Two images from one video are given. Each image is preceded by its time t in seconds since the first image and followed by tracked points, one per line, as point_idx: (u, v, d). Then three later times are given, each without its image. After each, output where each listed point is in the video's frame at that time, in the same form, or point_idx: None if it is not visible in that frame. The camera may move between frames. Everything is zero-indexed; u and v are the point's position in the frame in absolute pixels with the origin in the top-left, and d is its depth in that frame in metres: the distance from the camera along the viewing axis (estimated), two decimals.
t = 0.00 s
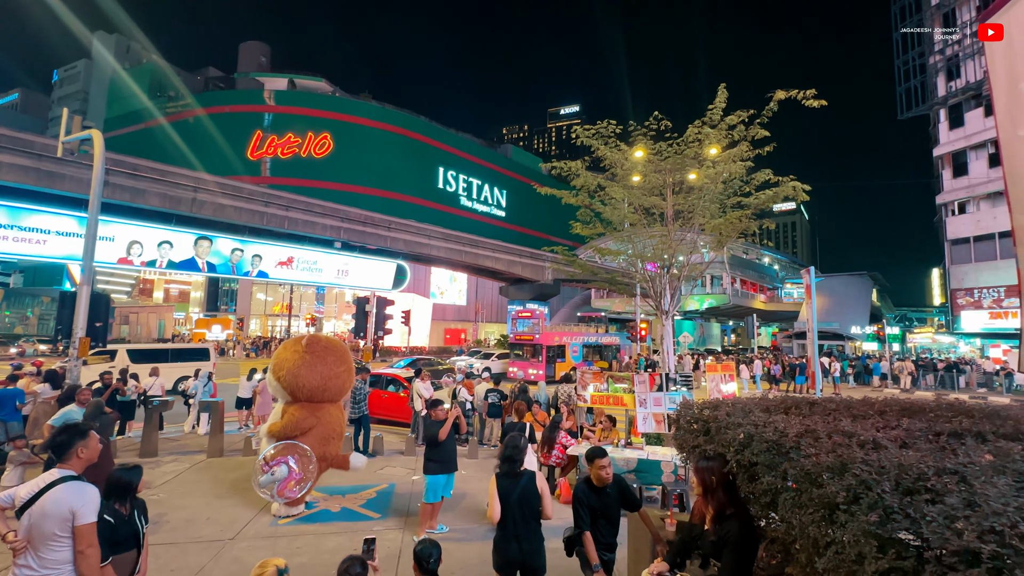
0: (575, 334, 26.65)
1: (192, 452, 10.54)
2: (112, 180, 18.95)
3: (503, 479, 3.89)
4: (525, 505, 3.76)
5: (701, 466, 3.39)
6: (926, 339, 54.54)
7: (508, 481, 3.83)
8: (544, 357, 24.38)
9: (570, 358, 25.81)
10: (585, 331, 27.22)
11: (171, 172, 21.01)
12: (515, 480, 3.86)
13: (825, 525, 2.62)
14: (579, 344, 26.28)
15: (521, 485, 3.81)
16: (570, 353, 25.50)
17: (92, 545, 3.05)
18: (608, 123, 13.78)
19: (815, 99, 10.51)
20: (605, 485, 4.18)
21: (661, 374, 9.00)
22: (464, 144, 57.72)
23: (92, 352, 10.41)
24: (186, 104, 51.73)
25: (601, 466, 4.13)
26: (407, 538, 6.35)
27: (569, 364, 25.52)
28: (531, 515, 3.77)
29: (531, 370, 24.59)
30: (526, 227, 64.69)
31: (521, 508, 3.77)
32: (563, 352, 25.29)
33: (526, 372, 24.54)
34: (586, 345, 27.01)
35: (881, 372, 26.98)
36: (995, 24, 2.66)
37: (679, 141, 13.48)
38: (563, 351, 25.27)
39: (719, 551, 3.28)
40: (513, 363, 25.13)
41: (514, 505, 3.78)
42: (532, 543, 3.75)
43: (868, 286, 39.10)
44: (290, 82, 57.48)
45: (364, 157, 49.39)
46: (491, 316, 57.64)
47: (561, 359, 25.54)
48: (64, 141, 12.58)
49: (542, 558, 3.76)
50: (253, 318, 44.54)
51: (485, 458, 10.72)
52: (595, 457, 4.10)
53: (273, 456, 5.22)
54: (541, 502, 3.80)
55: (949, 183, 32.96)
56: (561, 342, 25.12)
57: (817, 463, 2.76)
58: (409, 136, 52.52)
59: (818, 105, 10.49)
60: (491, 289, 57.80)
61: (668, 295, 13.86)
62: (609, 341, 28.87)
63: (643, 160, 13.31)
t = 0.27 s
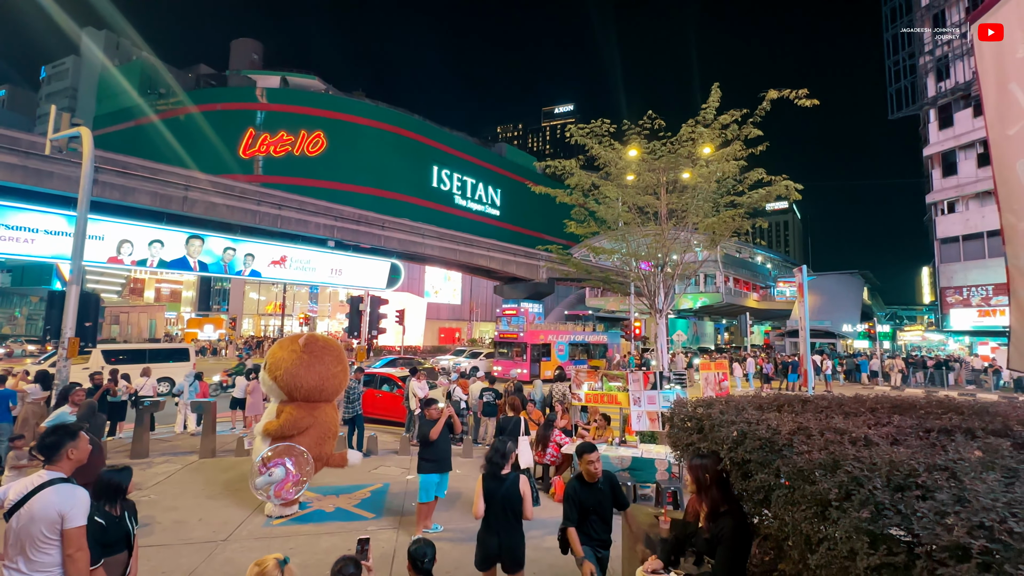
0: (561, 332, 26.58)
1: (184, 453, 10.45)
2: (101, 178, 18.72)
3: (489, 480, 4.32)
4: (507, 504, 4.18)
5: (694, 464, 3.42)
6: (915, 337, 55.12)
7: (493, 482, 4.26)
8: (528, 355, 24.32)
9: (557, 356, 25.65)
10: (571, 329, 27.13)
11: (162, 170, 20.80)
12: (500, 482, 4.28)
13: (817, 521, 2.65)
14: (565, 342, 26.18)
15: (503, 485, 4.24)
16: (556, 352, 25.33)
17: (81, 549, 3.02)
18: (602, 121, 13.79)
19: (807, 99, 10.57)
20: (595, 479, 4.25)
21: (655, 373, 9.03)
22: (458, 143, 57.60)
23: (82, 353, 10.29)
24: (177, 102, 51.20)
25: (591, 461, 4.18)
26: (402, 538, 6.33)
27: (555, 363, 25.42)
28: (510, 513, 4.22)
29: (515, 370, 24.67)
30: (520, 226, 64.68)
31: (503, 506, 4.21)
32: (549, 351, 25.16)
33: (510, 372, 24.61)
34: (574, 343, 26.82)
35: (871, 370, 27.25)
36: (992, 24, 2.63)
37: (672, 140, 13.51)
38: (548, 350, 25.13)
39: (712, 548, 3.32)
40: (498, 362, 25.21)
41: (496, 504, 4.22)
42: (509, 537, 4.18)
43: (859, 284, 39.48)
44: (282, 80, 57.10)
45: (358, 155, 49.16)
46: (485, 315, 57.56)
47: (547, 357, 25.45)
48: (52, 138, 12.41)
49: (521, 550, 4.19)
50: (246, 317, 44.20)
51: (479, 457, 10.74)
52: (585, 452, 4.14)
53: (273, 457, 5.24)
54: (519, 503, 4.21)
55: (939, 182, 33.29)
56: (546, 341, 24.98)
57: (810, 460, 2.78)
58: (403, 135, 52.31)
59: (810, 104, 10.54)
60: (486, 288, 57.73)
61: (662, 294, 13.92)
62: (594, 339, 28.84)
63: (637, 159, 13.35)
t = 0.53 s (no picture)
0: (548, 329, 26.19)
1: (178, 453, 10.41)
2: (94, 177, 18.56)
3: (485, 465, 4.55)
4: (501, 490, 4.40)
5: (691, 462, 3.43)
6: (909, 335, 55.51)
7: (488, 466, 4.49)
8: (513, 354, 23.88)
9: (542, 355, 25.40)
10: (558, 328, 27.01)
11: (155, 168, 20.64)
12: (495, 467, 4.51)
13: (812, 519, 2.66)
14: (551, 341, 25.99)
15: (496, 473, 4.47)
16: (542, 350, 25.01)
17: (77, 548, 3.01)
18: (598, 120, 13.80)
19: (802, 98, 10.61)
20: (593, 476, 4.27)
21: (650, 371, 9.06)
22: (454, 141, 57.48)
23: (75, 352, 10.23)
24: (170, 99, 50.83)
25: (589, 457, 4.21)
26: (398, 536, 6.35)
27: (541, 362, 25.06)
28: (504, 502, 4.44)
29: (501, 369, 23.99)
30: (516, 225, 64.68)
31: (497, 492, 4.43)
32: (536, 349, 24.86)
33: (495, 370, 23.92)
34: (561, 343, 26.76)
35: (865, 368, 27.45)
36: (993, 24, 2.62)
37: (668, 139, 13.53)
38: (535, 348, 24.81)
39: (708, 545, 3.33)
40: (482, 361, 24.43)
41: (492, 489, 4.44)
42: (506, 521, 4.40)
43: (853, 283, 39.73)
44: (277, 78, 56.83)
45: (353, 154, 48.97)
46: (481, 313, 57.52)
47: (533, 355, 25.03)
48: (43, 135, 12.29)
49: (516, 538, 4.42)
50: (241, 317, 43.99)
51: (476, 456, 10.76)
52: (585, 449, 4.16)
53: (269, 457, 5.24)
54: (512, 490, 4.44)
55: (932, 182, 33.55)
56: (533, 339, 24.69)
57: (805, 458, 2.80)
58: (399, 133, 52.14)
59: (805, 104, 10.59)
60: (482, 287, 57.68)
61: (658, 293, 13.98)
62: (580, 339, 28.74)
63: (633, 158, 13.36)
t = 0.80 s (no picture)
0: (532, 329, 25.97)
1: (172, 454, 10.33)
2: (86, 176, 18.41)
3: (488, 456, 4.96)
4: (502, 479, 4.84)
5: (686, 461, 3.44)
6: (902, 335, 55.91)
7: (492, 458, 4.90)
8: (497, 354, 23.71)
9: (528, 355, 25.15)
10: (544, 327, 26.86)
11: (148, 167, 20.49)
12: (497, 458, 4.93)
13: (806, 517, 2.68)
14: (537, 341, 25.82)
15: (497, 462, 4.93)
16: (526, 350, 24.81)
17: (67, 549, 2.99)
18: (594, 120, 13.80)
19: (797, 98, 10.66)
20: (592, 475, 4.29)
21: (646, 370, 9.08)
22: (450, 141, 57.40)
23: (67, 353, 10.16)
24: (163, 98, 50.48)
25: (588, 457, 4.25)
26: (394, 537, 6.35)
27: (526, 362, 24.85)
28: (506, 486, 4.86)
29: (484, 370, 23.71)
30: (512, 224, 64.66)
31: (498, 482, 4.86)
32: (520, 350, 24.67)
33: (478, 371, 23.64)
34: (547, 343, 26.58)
35: (859, 368, 27.63)
36: (994, 23, 2.60)
37: (664, 139, 13.57)
38: (520, 348, 24.64)
39: (704, 545, 3.34)
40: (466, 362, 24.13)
41: (494, 479, 4.87)
42: (506, 510, 4.85)
43: (847, 283, 39.98)
44: (272, 77, 56.54)
45: (349, 153, 48.83)
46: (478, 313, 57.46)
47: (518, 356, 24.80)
48: (35, 134, 12.16)
49: (516, 523, 4.89)
50: (235, 317, 43.76)
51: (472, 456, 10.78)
52: (584, 448, 4.18)
53: (258, 460, 5.20)
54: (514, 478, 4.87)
55: (925, 182, 33.81)
56: (517, 339, 24.53)
57: (800, 457, 2.81)
58: (395, 133, 52.01)
59: (800, 104, 10.64)
60: (478, 286, 57.61)
61: (654, 292, 14.02)
62: (567, 339, 28.61)
63: (628, 159, 13.41)
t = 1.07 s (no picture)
0: (514, 328, 25.78)
1: (167, 454, 10.27)
2: (79, 174, 18.26)
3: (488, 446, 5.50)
4: (500, 465, 5.31)
5: (681, 459, 3.46)
6: (895, 334, 56.29)
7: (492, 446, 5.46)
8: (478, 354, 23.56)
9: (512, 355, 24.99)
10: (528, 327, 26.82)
11: (141, 166, 20.35)
12: (497, 447, 5.48)
13: (799, 514, 2.70)
14: (520, 341, 25.69)
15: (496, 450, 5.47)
16: (510, 350, 24.63)
17: (49, 554, 2.93)
18: (590, 120, 13.81)
19: (791, 98, 10.71)
20: (587, 472, 4.32)
21: (642, 370, 9.08)
22: (446, 140, 57.29)
23: (59, 352, 10.08)
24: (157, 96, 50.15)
25: (581, 454, 4.29)
26: (390, 536, 6.35)
27: (509, 361, 24.65)
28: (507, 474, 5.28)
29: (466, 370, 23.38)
30: (508, 224, 64.63)
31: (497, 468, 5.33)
32: (503, 349, 24.50)
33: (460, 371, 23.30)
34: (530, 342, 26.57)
35: (853, 367, 27.82)
36: (994, 23, 2.58)
37: (659, 139, 13.60)
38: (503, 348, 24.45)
39: (698, 542, 3.36)
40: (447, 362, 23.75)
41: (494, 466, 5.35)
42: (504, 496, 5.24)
43: (841, 282, 40.24)
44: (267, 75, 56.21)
45: (345, 152, 48.65)
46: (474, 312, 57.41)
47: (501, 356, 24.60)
48: (26, 131, 12.03)
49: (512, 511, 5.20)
50: (230, 316, 43.57)
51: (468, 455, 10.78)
52: (576, 445, 4.24)
53: (248, 461, 5.16)
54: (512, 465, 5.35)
55: (918, 182, 34.05)
56: (500, 339, 24.32)
57: (793, 455, 2.83)
58: (390, 131, 51.85)
59: (794, 104, 10.68)
60: (474, 286, 57.53)
61: (649, 292, 14.03)
62: (552, 339, 28.47)
63: (624, 158, 13.45)
